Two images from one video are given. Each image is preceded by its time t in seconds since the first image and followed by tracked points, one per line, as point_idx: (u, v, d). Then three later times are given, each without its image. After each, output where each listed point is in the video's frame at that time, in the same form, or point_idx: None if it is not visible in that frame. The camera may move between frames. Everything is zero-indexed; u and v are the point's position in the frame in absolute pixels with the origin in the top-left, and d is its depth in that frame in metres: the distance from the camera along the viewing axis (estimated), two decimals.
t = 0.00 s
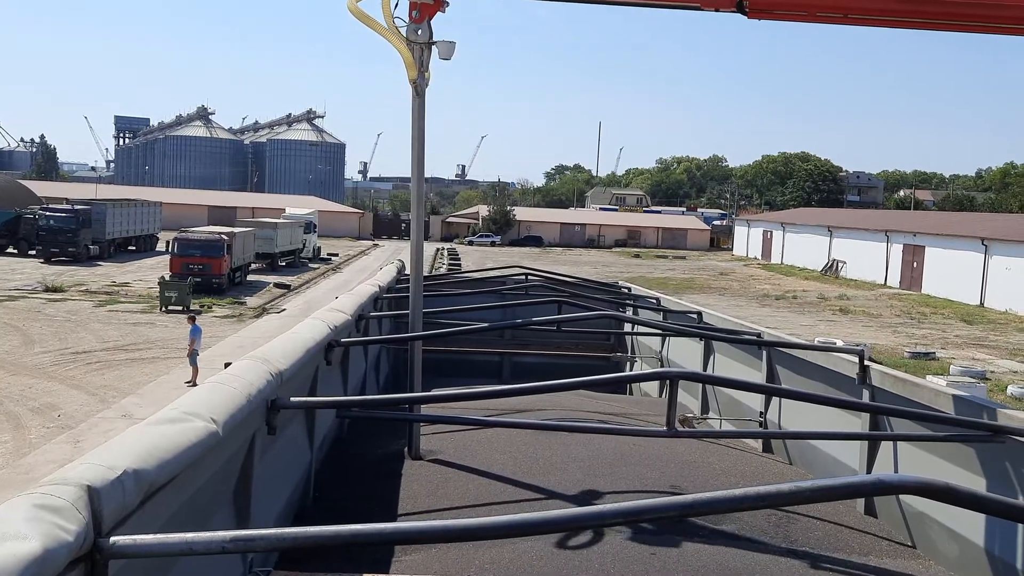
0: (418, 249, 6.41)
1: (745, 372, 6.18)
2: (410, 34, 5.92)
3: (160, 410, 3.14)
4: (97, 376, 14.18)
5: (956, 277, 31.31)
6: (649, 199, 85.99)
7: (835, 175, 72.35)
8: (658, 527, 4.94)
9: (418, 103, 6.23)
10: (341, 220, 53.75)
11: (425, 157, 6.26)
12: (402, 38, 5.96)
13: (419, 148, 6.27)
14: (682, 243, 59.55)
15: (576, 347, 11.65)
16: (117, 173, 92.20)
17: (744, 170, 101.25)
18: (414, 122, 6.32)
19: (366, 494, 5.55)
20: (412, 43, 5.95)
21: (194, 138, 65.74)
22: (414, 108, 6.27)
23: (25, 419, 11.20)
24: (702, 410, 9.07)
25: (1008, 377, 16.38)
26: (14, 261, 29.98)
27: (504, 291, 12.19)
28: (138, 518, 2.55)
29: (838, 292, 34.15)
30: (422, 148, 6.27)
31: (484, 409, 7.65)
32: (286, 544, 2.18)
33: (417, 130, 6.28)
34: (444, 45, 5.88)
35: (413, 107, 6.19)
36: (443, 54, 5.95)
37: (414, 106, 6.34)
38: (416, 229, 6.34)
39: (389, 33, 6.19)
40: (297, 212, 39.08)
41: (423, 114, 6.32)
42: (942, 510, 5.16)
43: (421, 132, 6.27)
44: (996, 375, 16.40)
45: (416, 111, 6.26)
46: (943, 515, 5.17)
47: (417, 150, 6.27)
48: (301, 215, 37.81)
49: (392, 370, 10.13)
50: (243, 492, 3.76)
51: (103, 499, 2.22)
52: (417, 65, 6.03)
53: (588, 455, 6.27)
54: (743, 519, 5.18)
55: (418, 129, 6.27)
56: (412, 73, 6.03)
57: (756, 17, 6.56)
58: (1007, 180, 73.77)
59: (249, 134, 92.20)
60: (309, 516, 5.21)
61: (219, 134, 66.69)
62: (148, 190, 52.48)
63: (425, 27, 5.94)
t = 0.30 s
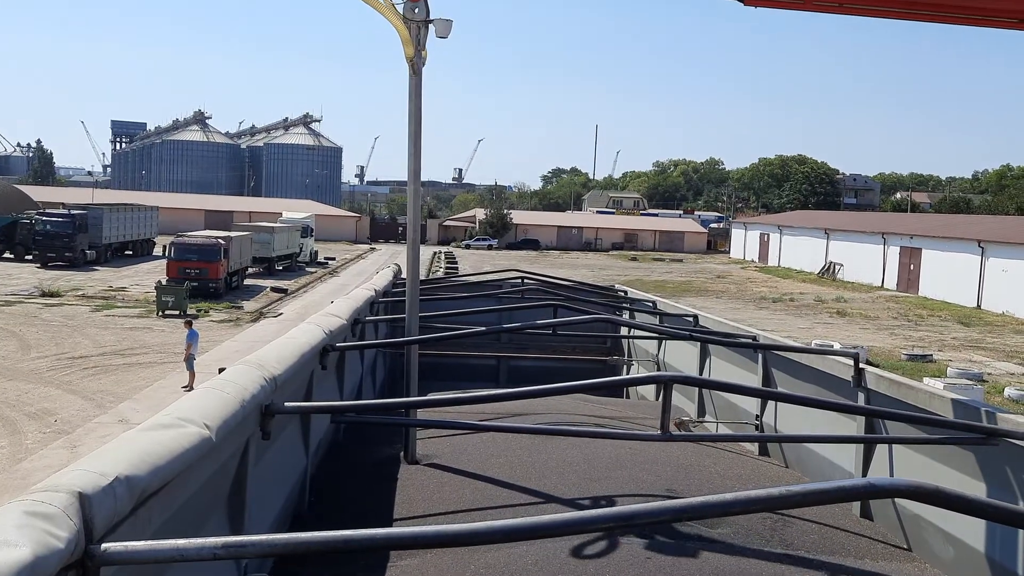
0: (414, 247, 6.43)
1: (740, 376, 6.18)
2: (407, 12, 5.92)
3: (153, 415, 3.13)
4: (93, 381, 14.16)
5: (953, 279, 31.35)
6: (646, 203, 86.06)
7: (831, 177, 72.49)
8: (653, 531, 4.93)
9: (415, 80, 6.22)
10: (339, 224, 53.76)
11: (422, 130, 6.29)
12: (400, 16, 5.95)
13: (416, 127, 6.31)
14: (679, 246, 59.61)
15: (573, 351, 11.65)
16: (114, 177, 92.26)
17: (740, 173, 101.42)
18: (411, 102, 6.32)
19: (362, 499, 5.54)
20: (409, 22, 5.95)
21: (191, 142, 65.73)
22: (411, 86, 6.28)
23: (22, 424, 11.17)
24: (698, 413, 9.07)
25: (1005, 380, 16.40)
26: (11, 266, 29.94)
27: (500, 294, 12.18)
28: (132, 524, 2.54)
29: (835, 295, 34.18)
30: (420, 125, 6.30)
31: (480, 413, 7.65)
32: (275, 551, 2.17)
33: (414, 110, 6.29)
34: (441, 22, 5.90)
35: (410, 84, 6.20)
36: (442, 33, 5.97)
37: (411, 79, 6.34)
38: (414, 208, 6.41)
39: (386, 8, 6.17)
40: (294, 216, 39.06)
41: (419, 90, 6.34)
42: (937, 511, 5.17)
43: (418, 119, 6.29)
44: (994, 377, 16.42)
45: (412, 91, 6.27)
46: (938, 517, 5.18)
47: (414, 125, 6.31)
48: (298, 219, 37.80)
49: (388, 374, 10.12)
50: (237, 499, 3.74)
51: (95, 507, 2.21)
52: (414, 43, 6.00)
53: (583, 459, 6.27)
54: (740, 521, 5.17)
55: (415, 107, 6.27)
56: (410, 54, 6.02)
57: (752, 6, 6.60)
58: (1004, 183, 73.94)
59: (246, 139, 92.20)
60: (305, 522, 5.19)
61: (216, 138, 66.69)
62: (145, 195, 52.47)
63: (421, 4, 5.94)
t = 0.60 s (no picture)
0: (412, 253, 6.43)
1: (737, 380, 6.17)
2: None
3: (150, 422, 3.14)
4: (91, 388, 14.14)
5: (952, 282, 31.36)
6: (644, 207, 86.10)
7: (828, 181, 72.63)
8: (650, 535, 4.91)
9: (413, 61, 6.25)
10: (337, 230, 53.77)
11: (420, 112, 6.33)
12: None
13: (414, 111, 6.34)
14: (678, 250, 59.64)
15: (571, 357, 11.66)
16: (112, 184, 92.31)
17: (738, 178, 101.58)
18: (409, 87, 6.34)
19: (358, 505, 5.54)
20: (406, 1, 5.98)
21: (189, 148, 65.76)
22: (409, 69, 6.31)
23: (20, 431, 11.17)
24: (696, 418, 9.07)
25: (1004, 382, 16.39)
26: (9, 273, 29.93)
27: (498, 300, 12.20)
28: (127, 530, 2.55)
29: (834, 298, 34.20)
30: (418, 108, 6.33)
31: (477, 419, 7.66)
32: (271, 556, 2.18)
33: (412, 94, 6.31)
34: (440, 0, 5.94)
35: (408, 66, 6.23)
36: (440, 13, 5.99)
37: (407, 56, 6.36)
38: (410, 193, 6.44)
39: None
40: (292, 223, 39.08)
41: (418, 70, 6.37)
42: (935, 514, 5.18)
43: (415, 110, 6.33)
44: (992, 380, 16.43)
45: (411, 75, 6.29)
46: (937, 519, 5.19)
47: (412, 101, 6.35)
48: (297, 225, 37.81)
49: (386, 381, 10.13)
50: (235, 506, 3.75)
51: (92, 513, 2.22)
52: (412, 23, 6.02)
53: (581, 464, 6.28)
54: (737, 525, 5.16)
55: (413, 89, 6.29)
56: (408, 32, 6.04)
57: None
58: (1001, 186, 74.06)
59: (244, 145, 92.35)
60: (302, 527, 5.19)
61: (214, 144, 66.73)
62: (143, 202, 52.48)
63: None
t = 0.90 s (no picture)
0: (410, 258, 6.45)
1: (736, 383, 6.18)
2: None
3: (146, 427, 3.14)
4: (89, 393, 14.14)
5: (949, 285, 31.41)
6: (643, 211, 86.18)
7: (826, 185, 72.76)
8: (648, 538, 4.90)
9: (413, 39, 6.35)
10: (335, 234, 53.76)
11: (420, 93, 6.43)
12: None
13: (413, 95, 6.44)
14: (676, 254, 59.69)
15: (569, 361, 11.66)
16: (110, 189, 92.35)
17: (736, 181, 101.71)
18: (408, 70, 6.44)
19: (357, 510, 5.53)
20: None
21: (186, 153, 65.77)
22: (408, 50, 6.41)
23: (18, 437, 11.15)
24: (694, 421, 9.07)
25: (1001, 385, 16.40)
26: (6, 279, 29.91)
27: (496, 304, 12.22)
28: (124, 535, 2.55)
29: (832, 301, 34.23)
30: (418, 89, 6.43)
31: (475, 423, 7.65)
32: (269, 559, 2.17)
33: (412, 77, 6.41)
34: None
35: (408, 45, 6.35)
36: None
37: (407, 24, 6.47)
38: (410, 181, 6.50)
39: None
40: (290, 227, 39.06)
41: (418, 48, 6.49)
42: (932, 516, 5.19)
43: (415, 98, 6.43)
44: (990, 383, 16.43)
45: (410, 59, 6.39)
46: (933, 521, 5.20)
47: (411, 83, 6.42)
48: (295, 230, 37.81)
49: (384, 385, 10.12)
50: (232, 509, 3.75)
51: (87, 518, 2.22)
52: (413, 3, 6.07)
53: (578, 468, 6.28)
54: (735, 528, 5.15)
55: (412, 71, 6.40)
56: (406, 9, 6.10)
57: None
58: (999, 189, 74.21)
59: (242, 150, 92.38)
60: (300, 532, 5.18)
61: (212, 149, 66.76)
62: (141, 207, 52.45)
63: None
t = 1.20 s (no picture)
0: (408, 261, 6.45)
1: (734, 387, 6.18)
2: None
3: (140, 432, 3.13)
4: (87, 398, 14.12)
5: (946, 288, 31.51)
6: (641, 215, 86.36)
7: (824, 188, 72.86)
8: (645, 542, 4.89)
9: (413, 36, 6.40)
10: (333, 238, 53.80)
11: (419, 91, 6.46)
12: None
13: (413, 94, 6.46)
14: (674, 257, 59.80)
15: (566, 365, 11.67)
16: (108, 193, 92.31)
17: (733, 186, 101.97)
18: (408, 69, 6.48)
19: (354, 515, 5.52)
20: None
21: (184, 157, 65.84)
22: (408, 48, 6.46)
23: (15, 441, 11.12)
24: (692, 425, 9.05)
25: (999, 388, 16.44)
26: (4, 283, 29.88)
27: (493, 308, 12.22)
28: (118, 541, 2.55)
29: (829, 305, 34.31)
30: (418, 88, 6.46)
31: (472, 427, 7.64)
32: (263, 565, 2.17)
33: (411, 76, 6.45)
34: None
35: (408, 42, 6.39)
36: None
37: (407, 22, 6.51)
38: (410, 182, 6.51)
39: None
40: (288, 231, 39.09)
41: (418, 47, 6.53)
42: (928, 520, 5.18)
43: (414, 97, 6.46)
44: (987, 386, 16.48)
45: (410, 58, 6.43)
46: (930, 525, 5.19)
47: (412, 79, 6.46)
48: (293, 234, 37.84)
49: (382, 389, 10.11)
50: (227, 514, 3.74)
51: (81, 524, 2.22)
52: None
53: (575, 472, 6.27)
54: (732, 531, 5.14)
55: (412, 70, 6.44)
56: None
57: None
58: (995, 193, 74.46)
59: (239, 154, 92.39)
60: (296, 537, 5.16)
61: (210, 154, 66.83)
62: (139, 212, 52.46)
63: None
